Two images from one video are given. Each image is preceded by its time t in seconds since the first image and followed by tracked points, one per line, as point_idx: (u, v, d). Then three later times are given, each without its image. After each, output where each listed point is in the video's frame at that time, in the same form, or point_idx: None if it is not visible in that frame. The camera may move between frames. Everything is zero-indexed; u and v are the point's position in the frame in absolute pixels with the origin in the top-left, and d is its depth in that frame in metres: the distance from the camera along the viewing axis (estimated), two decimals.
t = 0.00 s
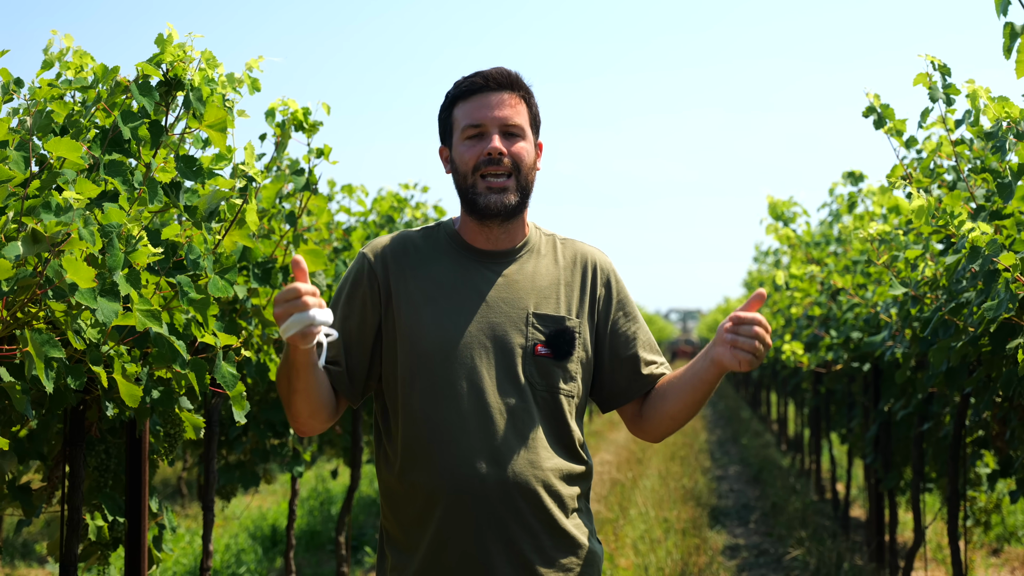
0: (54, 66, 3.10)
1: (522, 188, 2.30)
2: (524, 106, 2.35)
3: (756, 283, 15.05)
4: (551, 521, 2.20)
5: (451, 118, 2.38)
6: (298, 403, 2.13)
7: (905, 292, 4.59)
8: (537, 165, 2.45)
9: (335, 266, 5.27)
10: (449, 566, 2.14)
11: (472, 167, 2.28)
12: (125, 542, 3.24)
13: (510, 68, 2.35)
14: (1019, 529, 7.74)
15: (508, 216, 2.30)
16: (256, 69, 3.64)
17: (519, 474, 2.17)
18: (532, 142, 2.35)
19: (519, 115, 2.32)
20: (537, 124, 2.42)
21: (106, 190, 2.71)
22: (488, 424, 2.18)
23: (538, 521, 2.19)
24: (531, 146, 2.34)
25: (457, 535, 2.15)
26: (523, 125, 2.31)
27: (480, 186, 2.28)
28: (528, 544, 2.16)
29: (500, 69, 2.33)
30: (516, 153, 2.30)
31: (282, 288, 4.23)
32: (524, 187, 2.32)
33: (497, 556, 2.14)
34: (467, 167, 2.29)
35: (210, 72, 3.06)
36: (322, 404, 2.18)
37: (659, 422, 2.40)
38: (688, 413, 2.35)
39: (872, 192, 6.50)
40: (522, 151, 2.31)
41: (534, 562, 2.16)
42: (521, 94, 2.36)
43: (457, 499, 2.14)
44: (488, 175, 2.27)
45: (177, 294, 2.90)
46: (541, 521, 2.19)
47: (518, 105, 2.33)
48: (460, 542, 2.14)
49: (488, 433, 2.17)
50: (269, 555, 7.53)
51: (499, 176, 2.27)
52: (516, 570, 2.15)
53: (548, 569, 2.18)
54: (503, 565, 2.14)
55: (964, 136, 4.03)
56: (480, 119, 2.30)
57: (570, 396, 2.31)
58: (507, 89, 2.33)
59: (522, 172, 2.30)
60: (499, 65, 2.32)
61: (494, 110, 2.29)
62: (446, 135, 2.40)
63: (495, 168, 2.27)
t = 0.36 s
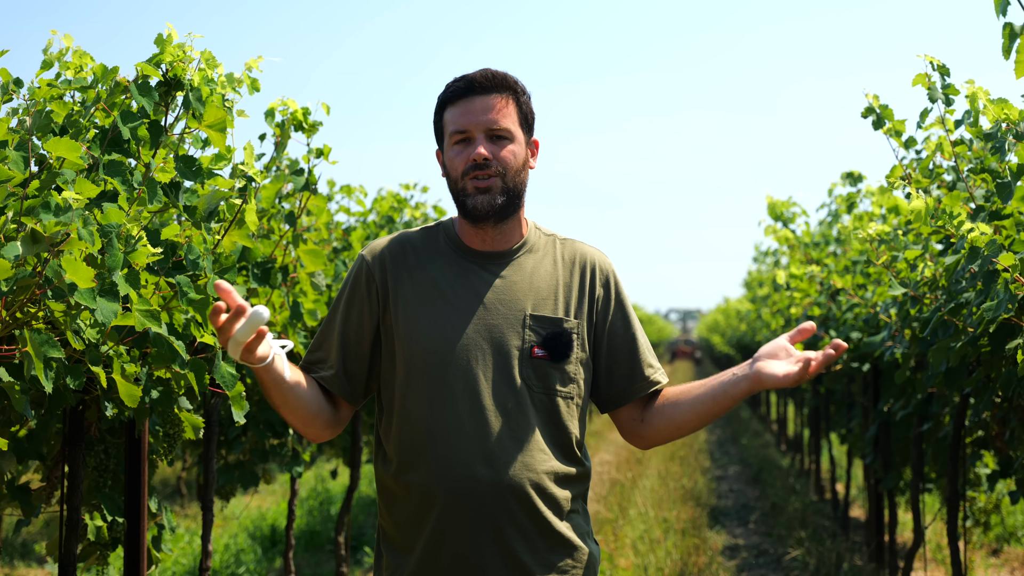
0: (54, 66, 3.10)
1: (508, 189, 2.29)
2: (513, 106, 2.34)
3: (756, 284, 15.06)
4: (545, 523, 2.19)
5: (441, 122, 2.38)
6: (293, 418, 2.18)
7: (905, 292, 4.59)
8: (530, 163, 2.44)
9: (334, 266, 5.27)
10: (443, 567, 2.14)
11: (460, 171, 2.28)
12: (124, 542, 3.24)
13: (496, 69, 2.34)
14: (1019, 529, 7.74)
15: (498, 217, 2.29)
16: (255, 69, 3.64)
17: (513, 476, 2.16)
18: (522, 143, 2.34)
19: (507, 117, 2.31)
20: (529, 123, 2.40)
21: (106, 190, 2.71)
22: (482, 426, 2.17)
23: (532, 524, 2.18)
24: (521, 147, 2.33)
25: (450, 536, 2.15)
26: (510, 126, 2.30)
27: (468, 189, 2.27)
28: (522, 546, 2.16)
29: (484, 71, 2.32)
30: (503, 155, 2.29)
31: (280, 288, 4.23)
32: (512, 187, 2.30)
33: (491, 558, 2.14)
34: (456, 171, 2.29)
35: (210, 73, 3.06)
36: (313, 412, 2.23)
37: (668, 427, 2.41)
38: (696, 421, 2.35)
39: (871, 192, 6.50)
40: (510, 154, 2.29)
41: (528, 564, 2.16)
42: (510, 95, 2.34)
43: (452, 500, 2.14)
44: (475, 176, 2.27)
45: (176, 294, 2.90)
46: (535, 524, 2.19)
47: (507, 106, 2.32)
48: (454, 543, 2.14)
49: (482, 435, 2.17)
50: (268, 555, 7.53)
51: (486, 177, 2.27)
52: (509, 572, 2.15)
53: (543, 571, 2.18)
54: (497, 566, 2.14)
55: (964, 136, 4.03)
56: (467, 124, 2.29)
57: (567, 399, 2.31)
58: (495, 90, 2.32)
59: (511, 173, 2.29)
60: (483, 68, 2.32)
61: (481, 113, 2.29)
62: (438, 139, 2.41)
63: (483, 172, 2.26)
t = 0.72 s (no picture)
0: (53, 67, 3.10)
1: (514, 199, 2.31)
2: (518, 114, 2.34)
3: (756, 284, 15.06)
4: (546, 524, 2.19)
5: (443, 126, 2.37)
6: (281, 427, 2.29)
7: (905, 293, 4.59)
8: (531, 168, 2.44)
9: (334, 266, 5.27)
10: (444, 569, 2.15)
11: (463, 179, 2.29)
12: (123, 542, 3.23)
13: (503, 76, 2.33)
14: (1018, 529, 7.74)
15: (501, 226, 2.30)
16: (255, 69, 3.64)
17: (513, 477, 2.16)
18: (525, 151, 2.35)
19: (512, 126, 2.31)
20: (532, 130, 2.41)
21: (105, 190, 2.70)
22: (481, 428, 2.17)
23: (533, 524, 2.18)
24: (524, 155, 2.34)
25: (450, 538, 2.15)
26: (516, 136, 2.30)
27: (471, 198, 2.29)
28: (522, 547, 2.16)
29: (491, 77, 2.31)
30: (508, 165, 2.30)
31: (280, 289, 4.24)
32: (517, 196, 2.32)
33: (491, 558, 2.14)
34: (457, 179, 2.29)
35: (209, 73, 3.06)
36: (302, 421, 2.32)
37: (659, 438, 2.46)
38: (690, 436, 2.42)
39: (871, 192, 6.51)
40: (515, 162, 2.31)
41: (528, 564, 2.16)
42: (515, 103, 2.34)
43: (451, 502, 2.15)
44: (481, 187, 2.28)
45: (176, 294, 2.90)
46: (535, 524, 2.18)
47: (512, 115, 2.32)
48: (454, 544, 2.15)
49: (481, 436, 2.17)
50: (268, 556, 7.53)
51: (492, 189, 2.29)
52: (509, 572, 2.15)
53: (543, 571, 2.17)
54: (497, 567, 2.14)
55: (964, 136, 4.03)
56: (472, 132, 2.29)
57: (566, 398, 2.31)
58: (500, 98, 2.32)
59: (516, 183, 2.31)
60: (491, 74, 2.30)
61: (487, 122, 2.29)
62: (439, 142, 2.40)
63: (487, 182, 2.28)
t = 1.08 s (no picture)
0: (53, 66, 3.10)
1: (519, 201, 2.29)
2: (526, 116, 2.35)
3: (755, 285, 15.07)
4: (547, 522, 2.19)
5: (451, 124, 2.37)
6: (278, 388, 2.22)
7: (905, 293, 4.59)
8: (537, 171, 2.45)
9: (334, 265, 5.26)
10: (445, 567, 2.15)
11: (472, 178, 2.28)
12: (124, 542, 3.23)
13: (514, 77, 2.33)
14: (1018, 530, 7.74)
15: (506, 225, 2.30)
16: (255, 69, 3.64)
17: (515, 474, 2.16)
18: (533, 153, 2.35)
19: (522, 127, 2.31)
20: (539, 133, 2.41)
21: (105, 190, 2.70)
22: (483, 426, 2.17)
23: (535, 523, 2.18)
24: (532, 157, 2.34)
25: (451, 536, 2.15)
26: (525, 137, 2.30)
27: (479, 197, 2.27)
28: (524, 545, 2.16)
29: (503, 78, 2.31)
30: (517, 165, 2.29)
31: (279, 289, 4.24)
32: (522, 198, 2.31)
33: (493, 557, 2.14)
34: (468, 178, 2.28)
35: (209, 73, 3.06)
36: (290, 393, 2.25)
37: (689, 372, 2.31)
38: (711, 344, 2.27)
39: (870, 193, 6.51)
40: (522, 163, 2.30)
41: (530, 563, 2.15)
42: (524, 105, 2.35)
43: (453, 499, 2.14)
44: (489, 185, 2.27)
45: (176, 294, 2.90)
46: (538, 523, 2.18)
47: (521, 117, 2.32)
48: (455, 542, 2.15)
49: (483, 435, 2.17)
50: (267, 556, 7.53)
51: (499, 187, 2.27)
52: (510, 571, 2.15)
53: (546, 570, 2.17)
54: (498, 565, 2.14)
55: (964, 137, 4.03)
56: (482, 131, 2.29)
57: (570, 396, 2.29)
58: (511, 99, 2.32)
59: (522, 184, 2.30)
60: (502, 75, 2.31)
61: (497, 121, 2.29)
62: (446, 140, 2.39)
63: (496, 182, 2.27)
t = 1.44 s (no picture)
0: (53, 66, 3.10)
1: (519, 205, 2.30)
2: (528, 119, 2.35)
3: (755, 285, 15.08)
4: (547, 525, 2.19)
5: (452, 126, 2.36)
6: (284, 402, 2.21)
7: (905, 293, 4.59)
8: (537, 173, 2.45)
9: (334, 266, 5.26)
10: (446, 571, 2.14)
11: (473, 181, 2.28)
12: (124, 542, 3.23)
13: (516, 80, 2.33)
14: (1018, 530, 7.74)
15: (506, 230, 2.30)
16: (255, 67, 3.64)
17: (514, 478, 2.16)
18: (533, 156, 2.35)
19: (523, 131, 2.32)
20: (541, 136, 2.42)
21: (105, 190, 2.70)
22: (481, 429, 2.17)
23: (535, 526, 2.18)
24: (533, 161, 2.34)
25: (451, 539, 2.15)
26: (526, 141, 2.31)
27: (480, 201, 2.27)
28: (522, 549, 2.16)
29: (506, 81, 2.31)
30: (518, 169, 2.30)
31: (279, 289, 4.24)
32: (521, 202, 2.31)
33: (491, 561, 2.14)
34: (469, 181, 2.28)
35: (209, 72, 3.06)
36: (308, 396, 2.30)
37: (636, 453, 2.45)
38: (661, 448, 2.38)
39: (870, 193, 6.51)
40: (523, 167, 2.30)
41: (529, 566, 2.15)
42: (526, 107, 2.35)
43: (453, 503, 2.14)
44: (489, 190, 2.27)
45: (176, 294, 2.90)
46: (536, 526, 2.18)
47: (523, 120, 2.32)
48: (456, 545, 2.14)
49: (481, 438, 2.17)
50: (267, 556, 7.53)
51: (500, 192, 2.27)
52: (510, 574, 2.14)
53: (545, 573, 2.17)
54: (497, 569, 2.14)
55: (965, 136, 4.02)
56: (483, 134, 2.29)
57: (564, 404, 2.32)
58: (512, 102, 2.32)
59: (522, 188, 2.31)
60: (505, 77, 2.30)
61: (498, 124, 2.29)
62: (447, 142, 2.39)
63: (497, 185, 2.27)
